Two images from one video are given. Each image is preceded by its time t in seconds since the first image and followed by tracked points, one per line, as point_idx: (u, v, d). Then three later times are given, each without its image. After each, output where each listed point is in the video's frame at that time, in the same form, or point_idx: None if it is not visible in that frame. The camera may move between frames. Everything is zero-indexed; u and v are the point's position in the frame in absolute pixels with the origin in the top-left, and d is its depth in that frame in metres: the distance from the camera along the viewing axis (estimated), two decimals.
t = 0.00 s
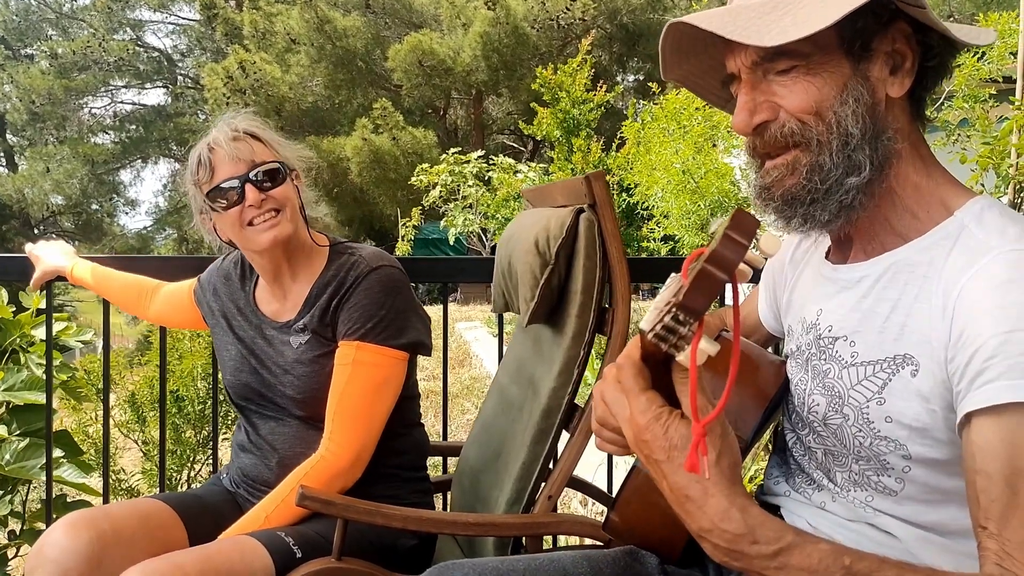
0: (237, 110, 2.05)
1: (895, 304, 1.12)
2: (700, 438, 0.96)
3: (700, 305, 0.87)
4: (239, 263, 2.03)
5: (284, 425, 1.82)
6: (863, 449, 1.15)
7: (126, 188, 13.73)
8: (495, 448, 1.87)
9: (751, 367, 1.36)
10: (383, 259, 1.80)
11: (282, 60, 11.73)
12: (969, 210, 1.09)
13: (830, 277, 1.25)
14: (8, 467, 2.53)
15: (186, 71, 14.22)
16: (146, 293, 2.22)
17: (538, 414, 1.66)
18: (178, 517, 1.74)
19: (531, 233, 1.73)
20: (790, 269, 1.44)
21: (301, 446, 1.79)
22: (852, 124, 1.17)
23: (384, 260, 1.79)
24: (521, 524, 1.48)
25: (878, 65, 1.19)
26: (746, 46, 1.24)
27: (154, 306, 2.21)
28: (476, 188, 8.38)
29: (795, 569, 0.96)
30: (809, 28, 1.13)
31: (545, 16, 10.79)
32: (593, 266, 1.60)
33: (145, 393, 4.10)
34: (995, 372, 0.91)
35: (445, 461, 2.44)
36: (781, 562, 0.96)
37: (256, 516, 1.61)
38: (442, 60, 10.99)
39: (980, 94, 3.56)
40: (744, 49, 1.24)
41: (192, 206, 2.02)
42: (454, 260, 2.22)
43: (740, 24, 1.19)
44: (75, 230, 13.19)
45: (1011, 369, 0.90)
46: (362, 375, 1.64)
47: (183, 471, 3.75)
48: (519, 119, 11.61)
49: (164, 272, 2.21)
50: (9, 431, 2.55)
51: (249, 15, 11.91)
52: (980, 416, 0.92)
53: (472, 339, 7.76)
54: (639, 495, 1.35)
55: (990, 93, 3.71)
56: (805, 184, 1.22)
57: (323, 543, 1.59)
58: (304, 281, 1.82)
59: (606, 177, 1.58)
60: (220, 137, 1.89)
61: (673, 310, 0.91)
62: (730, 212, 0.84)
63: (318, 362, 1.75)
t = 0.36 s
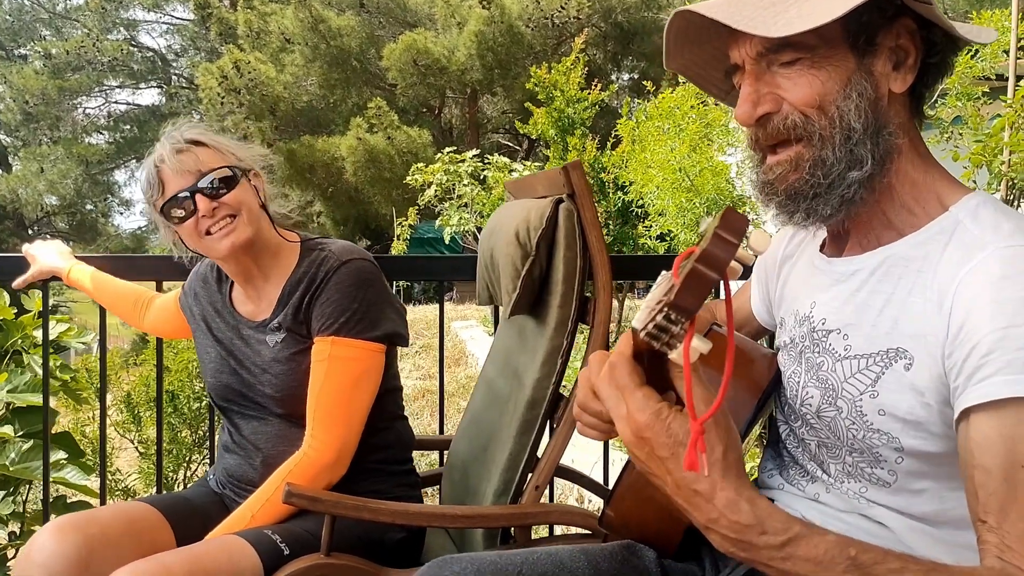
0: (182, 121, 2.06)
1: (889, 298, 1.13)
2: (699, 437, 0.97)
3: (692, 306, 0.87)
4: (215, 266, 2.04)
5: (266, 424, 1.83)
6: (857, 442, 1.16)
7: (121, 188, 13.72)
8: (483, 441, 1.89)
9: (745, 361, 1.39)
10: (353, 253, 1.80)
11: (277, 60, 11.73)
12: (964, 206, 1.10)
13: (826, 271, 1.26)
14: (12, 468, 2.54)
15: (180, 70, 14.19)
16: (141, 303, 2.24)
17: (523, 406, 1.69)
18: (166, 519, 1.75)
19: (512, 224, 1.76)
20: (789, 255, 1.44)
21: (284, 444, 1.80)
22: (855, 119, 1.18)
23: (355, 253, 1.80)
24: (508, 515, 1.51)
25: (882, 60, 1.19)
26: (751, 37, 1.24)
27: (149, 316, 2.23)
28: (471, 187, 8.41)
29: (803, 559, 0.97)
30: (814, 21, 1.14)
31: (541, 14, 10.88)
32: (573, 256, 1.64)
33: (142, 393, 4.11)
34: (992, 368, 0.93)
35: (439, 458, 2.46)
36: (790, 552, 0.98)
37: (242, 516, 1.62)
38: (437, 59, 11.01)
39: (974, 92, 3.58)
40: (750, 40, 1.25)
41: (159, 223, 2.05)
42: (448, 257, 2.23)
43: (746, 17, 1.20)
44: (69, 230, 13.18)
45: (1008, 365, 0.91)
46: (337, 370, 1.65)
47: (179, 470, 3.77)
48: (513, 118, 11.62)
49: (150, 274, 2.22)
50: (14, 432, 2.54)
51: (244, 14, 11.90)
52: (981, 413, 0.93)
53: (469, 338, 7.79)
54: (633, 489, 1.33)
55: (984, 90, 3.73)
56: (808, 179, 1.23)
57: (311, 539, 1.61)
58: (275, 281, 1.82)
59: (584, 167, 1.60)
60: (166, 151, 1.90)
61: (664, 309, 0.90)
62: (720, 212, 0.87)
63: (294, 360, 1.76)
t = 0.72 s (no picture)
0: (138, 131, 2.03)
1: (890, 292, 1.13)
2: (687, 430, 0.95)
3: (687, 299, 0.88)
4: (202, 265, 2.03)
5: (253, 422, 1.82)
6: (857, 435, 1.16)
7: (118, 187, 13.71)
8: (478, 433, 1.90)
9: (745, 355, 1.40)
10: (323, 248, 1.77)
11: (274, 58, 11.74)
12: (966, 201, 1.10)
13: (826, 266, 1.26)
14: (10, 465, 2.54)
15: (177, 69, 14.19)
16: (141, 306, 2.24)
17: (516, 396, 1.70)
18: (161, 517, 1.76)
19: (500, 215, 1.76)
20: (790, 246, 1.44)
21: (272, 441, 1.79)
22: (847, 111, 1.19)
23: (325, 248, 1.77)
24: (501, 505, 1.53)
25: (875, 53, 1.20)
26: (748, 24, 1.25)
27: (149, 321, 2.23)
28: (469, 185, 8.43)
29: (802, 548, 1.00)
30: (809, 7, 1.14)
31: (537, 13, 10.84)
32: (562, 244, 1.66)
33: (140, 391, 4.12)
34: (996, 365, 0.94)
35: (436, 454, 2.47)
36: (791, 540, 1.00)
37: (237, 512, 1.62)
38: (434, 57, 11.03)
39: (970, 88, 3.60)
40: (744, 26, 1.26)
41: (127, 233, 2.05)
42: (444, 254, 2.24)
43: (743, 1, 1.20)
44: (67, 230, 13.17)
45: (1011, 362, 0.92)
46: (322, 367, 1.65)
47: (178, 469, 3.78)
48: (511, 115, 11.62)
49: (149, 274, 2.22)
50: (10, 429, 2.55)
51: (241, 12, 11.90)
52: (977, 409, 0.95)
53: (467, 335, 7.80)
54: (637, 482, 1.33)
55: (980, 86, 3.74)
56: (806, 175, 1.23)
57: (307, 534, 1.61)
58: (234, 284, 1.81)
59: (570, 155, 1.63)
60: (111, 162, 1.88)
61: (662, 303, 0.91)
62: (716, 208, 0.86)
63: (273, 358, 1.75)
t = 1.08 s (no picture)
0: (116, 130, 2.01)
1: (897, 277, 1.13)
2: (720, 402, 0.97)
3: (715, 271, 0.88)
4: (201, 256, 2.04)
5: (254, 413, 1.83)
6: (862, 419, 1.16)
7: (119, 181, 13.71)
8: (480, 421, 1.91)
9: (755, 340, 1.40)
10: (312, 239, 1.77)
11: (274, 51, 11.73)
12: (974, 187, 1.11)
13: (833, 251, 1.26)
14: (6, 456, 2.54)
15: (178, 62, 14.18)
16: (143, 300, 2.26)
17: (519, 383, 1.71)
18: (167, 507, 1.77)
19: (500, 205, 1.77)
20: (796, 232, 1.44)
21: (273, 433, 1.80)
22: (854, 98, 1.19)
23: (314, 239, 1.77)
24: (506, 492, 1.54)
25: (885, 40, 1.20)
26: (757, 8, 1.25)
27: (151, 315, 2.25)
28: (470, 177, 8.46)
29: (793, 526, 1.00)
30: None
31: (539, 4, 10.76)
32: (564, 231, 1.67)
33: (142, 384, 4.13)
34: (1001, 350, 0.94)
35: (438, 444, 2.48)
36: (782, 518, 1.00)
37: (241, 501, 1.63)
38: (434, 50, 11.02)
39: (974, 79, 3.59)
40: (755, 11, 1.26)
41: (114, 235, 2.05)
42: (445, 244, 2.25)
43: None
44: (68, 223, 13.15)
45: (1015, 349, 0.93)
46: (319, 360, 1.65)
47: (181, 461, 3.79)
48: (511, 108, 11.60)
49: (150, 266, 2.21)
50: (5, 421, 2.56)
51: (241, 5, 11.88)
52: (974, 395, 0.96)
53: (468, 328, 7.82)
54: (643, 471, 1.35)
55: (982, 77, 3.74)
56: (809, 161, 1.23)
57: (311, 522, 1.62)
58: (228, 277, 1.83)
59: (571, 142, 1.64)
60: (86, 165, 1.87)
61: (686, 278, 0.91)
62: (746, 180, 0.89)
63: (268, 351, 1.75)
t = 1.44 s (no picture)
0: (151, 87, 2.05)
1: (917, 248, 1.13)
2: (739, 358, 0.94)
3: (732, 222, 0.89)
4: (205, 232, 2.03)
5: (264, 387, 1.83)
6: (881, 392, 1.16)
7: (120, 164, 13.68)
8: (487, 398, 1.92)
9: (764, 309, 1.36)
10: (327, 213, 1.77)
11: (275, 33, 11.68)
12: (992, 154, 1.10)
13: (849, 222, 1.25)
14: (11, 437, 2.57)
15: (178, 45, 14.10)
16: (146, 274, 2.25)
17: (528, 358, 1.72)
18: (170, 481, 1.77)
19: (509, 179, 1.77)
20: (805, 205, 1.42)
21: (283, 407, 1.81)
22: (887, 54, 1.18)
23: (329, 213, 1.78)
24: (513, 467, 1.54)
25: None
26: None
27: (153, 288, 2.24)
28: (471, 159, 8.46)
29: (832, 481, 0.98)
30: None
31: None
32: (574, 206, 1.66)
33: (147, 367, 4.14)
34: None
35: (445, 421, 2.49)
36: (821, 472, 0.98)
37: (249, 476, 1.64)
38: (436, 31, 10.98)
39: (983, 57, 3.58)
40: None
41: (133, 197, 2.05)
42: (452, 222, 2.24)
43: None
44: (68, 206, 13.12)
45: None
46: (331, 334, 1.65)
47: (186, 443, 3.81)
48: (513, 91, 11.57)
49: (153, 240, 2.18)
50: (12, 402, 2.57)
51: None
52: (997, 362, 0.97)
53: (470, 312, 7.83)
54: (653, 438, 1.36)
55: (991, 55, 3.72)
56: (836, 112, 1.20)
57: (318, 497, 1.63)
58: (253, 244, 1.82)
59: (581, 114, 1.63)
60: (129, 120, 1.91)
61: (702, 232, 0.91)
62: (764, 129, 0.88)
63: (280, 325, 1.76)
